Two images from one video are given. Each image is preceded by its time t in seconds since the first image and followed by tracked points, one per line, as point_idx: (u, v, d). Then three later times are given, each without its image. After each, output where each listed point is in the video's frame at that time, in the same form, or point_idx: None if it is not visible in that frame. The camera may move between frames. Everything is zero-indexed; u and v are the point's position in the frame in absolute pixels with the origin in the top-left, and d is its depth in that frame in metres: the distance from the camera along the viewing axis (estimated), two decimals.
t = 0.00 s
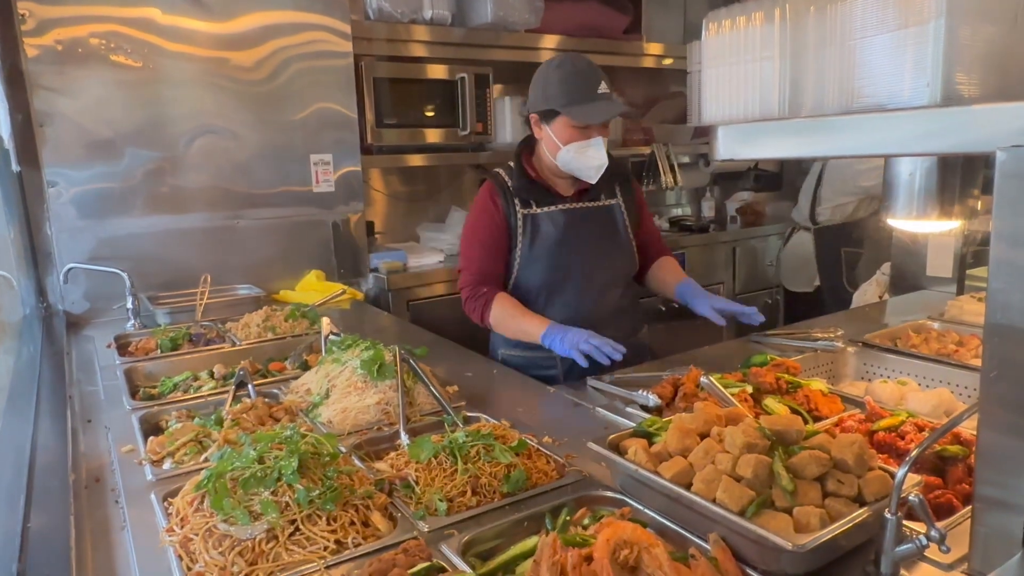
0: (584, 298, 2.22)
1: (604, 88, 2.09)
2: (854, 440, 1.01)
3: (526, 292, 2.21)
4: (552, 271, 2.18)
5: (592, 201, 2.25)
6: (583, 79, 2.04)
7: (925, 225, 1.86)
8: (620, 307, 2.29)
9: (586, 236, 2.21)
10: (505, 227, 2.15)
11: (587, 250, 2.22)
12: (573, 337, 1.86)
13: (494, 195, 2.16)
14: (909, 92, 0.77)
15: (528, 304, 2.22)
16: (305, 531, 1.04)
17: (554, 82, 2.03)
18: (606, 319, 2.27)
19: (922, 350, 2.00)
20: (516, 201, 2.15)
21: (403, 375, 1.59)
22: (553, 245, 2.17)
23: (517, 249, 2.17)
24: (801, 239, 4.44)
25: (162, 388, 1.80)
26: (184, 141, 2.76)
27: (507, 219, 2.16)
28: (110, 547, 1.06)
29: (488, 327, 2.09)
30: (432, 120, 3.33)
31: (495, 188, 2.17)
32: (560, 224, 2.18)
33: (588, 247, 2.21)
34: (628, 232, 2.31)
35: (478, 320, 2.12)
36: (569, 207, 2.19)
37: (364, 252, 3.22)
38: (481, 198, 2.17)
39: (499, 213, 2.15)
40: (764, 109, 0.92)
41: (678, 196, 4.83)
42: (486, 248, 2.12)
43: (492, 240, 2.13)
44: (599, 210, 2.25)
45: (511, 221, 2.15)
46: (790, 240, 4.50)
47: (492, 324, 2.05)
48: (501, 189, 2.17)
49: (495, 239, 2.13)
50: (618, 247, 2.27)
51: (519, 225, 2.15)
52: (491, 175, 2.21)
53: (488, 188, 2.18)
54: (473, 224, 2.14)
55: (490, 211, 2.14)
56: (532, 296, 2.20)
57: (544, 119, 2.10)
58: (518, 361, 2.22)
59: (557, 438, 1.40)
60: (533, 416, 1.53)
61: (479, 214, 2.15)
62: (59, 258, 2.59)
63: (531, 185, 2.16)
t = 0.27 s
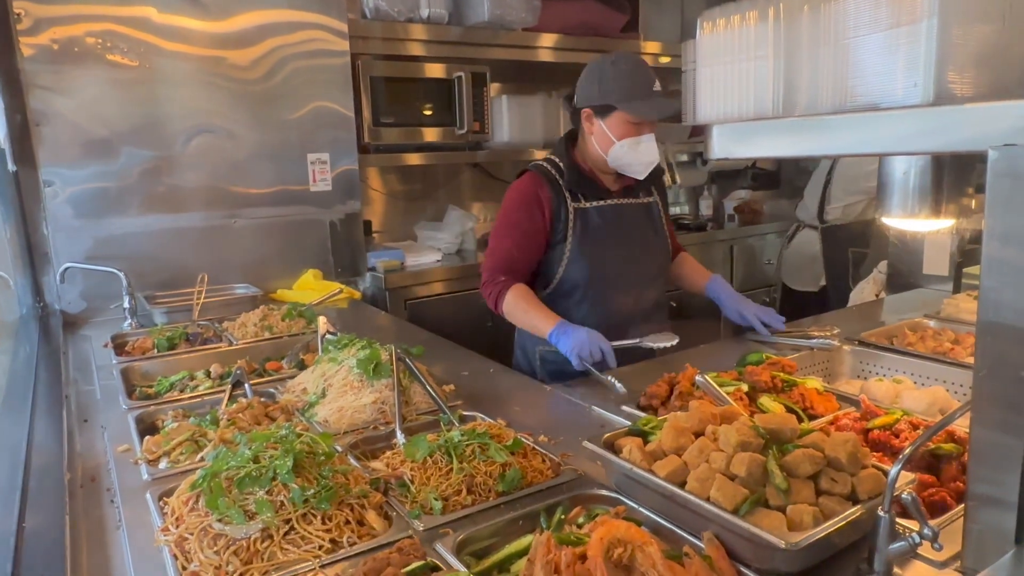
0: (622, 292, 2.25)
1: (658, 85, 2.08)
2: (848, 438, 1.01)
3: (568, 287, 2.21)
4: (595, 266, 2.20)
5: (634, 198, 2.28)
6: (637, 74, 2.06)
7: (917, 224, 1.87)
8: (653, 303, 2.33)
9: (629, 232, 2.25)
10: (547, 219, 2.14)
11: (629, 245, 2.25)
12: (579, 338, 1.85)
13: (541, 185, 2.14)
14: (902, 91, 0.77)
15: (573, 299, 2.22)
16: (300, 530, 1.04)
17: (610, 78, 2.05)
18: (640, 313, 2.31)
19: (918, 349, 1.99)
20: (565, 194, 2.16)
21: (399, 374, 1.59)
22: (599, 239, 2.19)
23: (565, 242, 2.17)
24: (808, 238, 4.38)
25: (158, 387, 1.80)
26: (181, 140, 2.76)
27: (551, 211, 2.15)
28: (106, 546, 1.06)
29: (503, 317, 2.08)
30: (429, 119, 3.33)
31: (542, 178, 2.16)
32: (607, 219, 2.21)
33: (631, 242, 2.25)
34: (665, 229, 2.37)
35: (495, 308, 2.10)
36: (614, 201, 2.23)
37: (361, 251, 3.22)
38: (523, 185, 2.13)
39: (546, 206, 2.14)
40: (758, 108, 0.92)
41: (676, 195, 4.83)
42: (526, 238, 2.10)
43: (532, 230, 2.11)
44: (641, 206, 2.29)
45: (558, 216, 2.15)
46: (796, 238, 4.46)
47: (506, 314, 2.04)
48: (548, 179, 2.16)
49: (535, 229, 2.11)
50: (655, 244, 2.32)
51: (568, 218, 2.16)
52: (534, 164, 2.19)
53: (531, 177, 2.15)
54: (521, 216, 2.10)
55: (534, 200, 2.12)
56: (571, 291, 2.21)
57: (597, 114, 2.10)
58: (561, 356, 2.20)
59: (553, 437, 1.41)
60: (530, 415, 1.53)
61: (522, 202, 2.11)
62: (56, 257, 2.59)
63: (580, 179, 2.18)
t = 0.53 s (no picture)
0: (644, 290, 2.26)
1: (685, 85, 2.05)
2: (842, 436, 1.01)
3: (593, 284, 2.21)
4: (620, 263, 2.20)
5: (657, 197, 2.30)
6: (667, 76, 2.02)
7: (910, 223, 1.89)
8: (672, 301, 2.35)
9: (654, 230, 2.26)
10: (574, 215, 2.15)
11: (654, 243, 2.26)
12: (611, 325, 1.92)
13: (570, 181, 2.14)
14: (894, 89, 0.76)
15: (598, 296, 2.22)
16: (296, 528, 1.04)
17: (637, 78, 2.02)
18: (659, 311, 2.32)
19: (914, 347, 2.00)
20: (594, 191, 2.16)
21: (396, 373, 1.59)
22: (625, 236, 2.20)
23: (593, 239, 2.18)
24: (809, 239, 4.36)
25: (156, 387, 1.80)
26: (178, 139, 2.76)
27: (579, 208, 2.15)
28: (102, 545, 1.06)
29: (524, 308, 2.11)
30: (427, 118, 3.33)
31: (571, 174, 2.15)
32: (633, 216, 2.21)
33: (655, 240, 2.26)
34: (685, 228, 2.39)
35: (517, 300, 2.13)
36: (641, 199, 2.23)
37: (359, 251, 3.22)
38: (553, 181, 2.12)
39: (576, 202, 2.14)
40: (752, 106, 0.91)
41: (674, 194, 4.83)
42: (553, 233, 2.10)
43: (559, 226, 2.11)
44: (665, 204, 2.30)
45: (587, 212, 2.16)
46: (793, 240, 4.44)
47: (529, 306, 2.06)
48: (577, 176, 2.15)
49: (562, 225, 2.12)
50: (676, 242, 2.34)
51: (597, 216, 2.16)
52: (563, 159, 2.17)
53: (561, 172, 2.14)
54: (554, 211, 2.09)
55: (563, 196, 2.12)
56: (594, 288, 2.22)
57: (622, 113, 2.09)
58: (585, 352, 2.22)
59: (550, 436, 1.41)
60: (527, 414, 1.54)
61: (552, 198, 2.10)
62: (53, 257, 2.59)
63: (609, 176, 2.18)
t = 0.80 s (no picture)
0: (648, 288, 2.26)
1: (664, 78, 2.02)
2: (838, 434, 1.01)
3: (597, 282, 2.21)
4: (625, 262, 2.20)
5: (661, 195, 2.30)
6: (645, 69, 2.04)
7: (907, 220, 1.88)
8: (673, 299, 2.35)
9: (659, 228, 2.26)
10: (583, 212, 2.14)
11: (659, 241, 2.26)
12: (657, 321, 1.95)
13: (576, 179, 2.14)
14: (889, 87, 0.76)
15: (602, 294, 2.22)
16: (291, 528, 1.04)
17: (616, 73, 2.07)
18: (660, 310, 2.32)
19: (911, 345, 2.00)
20: (599, 188, 2.15)
21: (393, 372, 1.59)
22: (631, 234, 2.19)
23: (600, 237, 2.18)
24: (802, 238, 4.18)
25: (151, 386, 1.80)
26: (174, 139, 2.75)
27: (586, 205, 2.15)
28: (97, 544, 1.06)
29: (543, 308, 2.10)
30: (424, 117, 3.33)
31: (576, 172, 2.15)
32: (639, 214, 2.21)
33: (660, 238, 2.26)
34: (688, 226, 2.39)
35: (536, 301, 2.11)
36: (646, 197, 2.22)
37: (356, 250, 3.22)
38: (559, 180, 2.12)
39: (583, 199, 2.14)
40: (749, 104, 0.89)
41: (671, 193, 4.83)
42: (565, 232, 2.10)
43: (570, 225, 2.11)
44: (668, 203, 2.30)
45: (593, 209, 2.16)
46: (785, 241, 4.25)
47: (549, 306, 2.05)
48: (582, 173, 2.15)
49: (573, 223, 2.11)
50: (680, 241, 2.34)
51: (603, 213, 2.16)
52: (565, 157, 2.17)
53: (566, 170, 2.14)
54: (561, 208, 2.09)
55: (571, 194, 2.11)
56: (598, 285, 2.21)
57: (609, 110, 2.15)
58: (586, 350, 2.23)
59: (546, 435, 1.41)
60: (524, 413, 1.53)
61: (561, 196, 2.10)
62: (49, 256, 2.58)
63: (613, 173, 2.18)
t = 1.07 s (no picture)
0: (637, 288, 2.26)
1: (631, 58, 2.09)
2: (835, 433, 1.01)
3: (585, 283, 2.21)
4: (611, 262, 2.20)
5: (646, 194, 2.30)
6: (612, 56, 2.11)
7: (905, 218, 1.88)
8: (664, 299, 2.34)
9: (645, 228, 2.26)
10: (564, 215, 2.15)
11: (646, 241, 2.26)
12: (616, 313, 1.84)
13: (557, 182, 2.14)
14: (887, 85, 0.76)
15: (591, 296, 2.22)
16: (289, 527, 1.04)
17: (584, 67, 2.13)
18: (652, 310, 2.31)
19: (907, 344, 2.00)
20: (582, 190, 2.16)
21: (390, 371, 1.59)
22: (616, 235, 2.20)
23: (583, 239, 2.18)
24: (796, 235, 4.18)
25: (149, 386, 1.79)
26: (171, 138, 2.75)
27: (568, 207, 2.15)
28: (93, 544, 1.06)
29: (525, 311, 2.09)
30: (422, 117, 3.33)
31: (557, 174, 2.15)
32: (624, 215, 2.21)
33: (646, 238, 2.25)
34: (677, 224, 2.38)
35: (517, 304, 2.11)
36: (630, 197, 2.23)
37: (354, 249, 3.22)
38: (540, 182, 2.13)
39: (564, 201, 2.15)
40: (745, 104, 0.89)
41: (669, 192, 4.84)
42: (546, 234, 2.10)
43: (552, 227, 2.12)
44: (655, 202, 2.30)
45: (575, 211, 2.16)
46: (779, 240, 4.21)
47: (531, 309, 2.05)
48: (564, 175, 2.16)
49: (554, 225, 2.12)
50: (667, 240, 2.33)
51: (585, 214, 2.17)
52: (547, 159, 2.18)
53: (548, 173, 2.15)
54: (542, 210, 2.10)
55: (552, 196, 2.12)
56: (586, 287, 2.22)
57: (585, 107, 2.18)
58: (576, 352, 2.22)
59: (544, 434, 1.41)
60: (521, 411, 1.54)
61: (541, 199, 2.10)
62: (45, 256, 2.57)
63: (596, 174, 2.18)
